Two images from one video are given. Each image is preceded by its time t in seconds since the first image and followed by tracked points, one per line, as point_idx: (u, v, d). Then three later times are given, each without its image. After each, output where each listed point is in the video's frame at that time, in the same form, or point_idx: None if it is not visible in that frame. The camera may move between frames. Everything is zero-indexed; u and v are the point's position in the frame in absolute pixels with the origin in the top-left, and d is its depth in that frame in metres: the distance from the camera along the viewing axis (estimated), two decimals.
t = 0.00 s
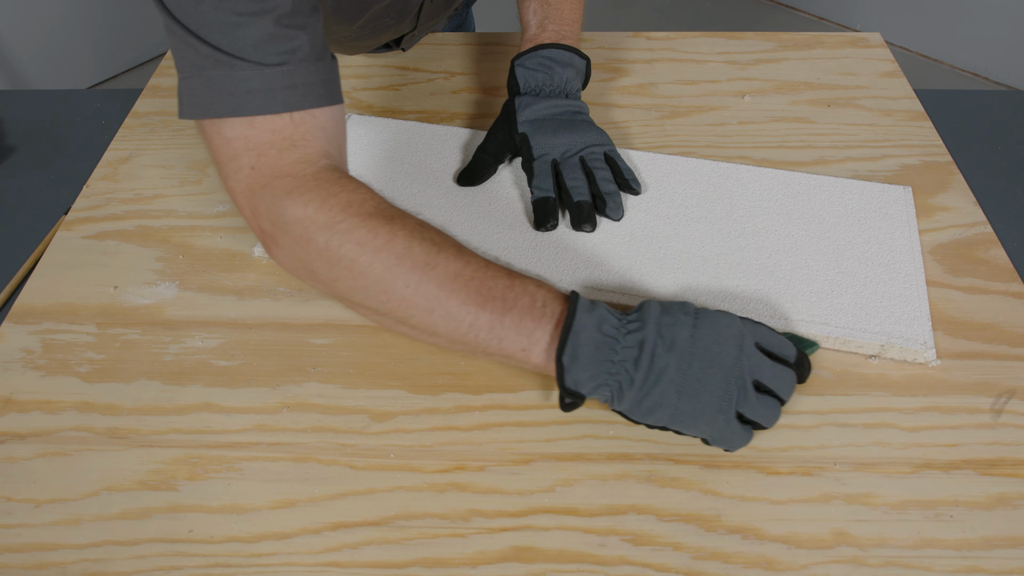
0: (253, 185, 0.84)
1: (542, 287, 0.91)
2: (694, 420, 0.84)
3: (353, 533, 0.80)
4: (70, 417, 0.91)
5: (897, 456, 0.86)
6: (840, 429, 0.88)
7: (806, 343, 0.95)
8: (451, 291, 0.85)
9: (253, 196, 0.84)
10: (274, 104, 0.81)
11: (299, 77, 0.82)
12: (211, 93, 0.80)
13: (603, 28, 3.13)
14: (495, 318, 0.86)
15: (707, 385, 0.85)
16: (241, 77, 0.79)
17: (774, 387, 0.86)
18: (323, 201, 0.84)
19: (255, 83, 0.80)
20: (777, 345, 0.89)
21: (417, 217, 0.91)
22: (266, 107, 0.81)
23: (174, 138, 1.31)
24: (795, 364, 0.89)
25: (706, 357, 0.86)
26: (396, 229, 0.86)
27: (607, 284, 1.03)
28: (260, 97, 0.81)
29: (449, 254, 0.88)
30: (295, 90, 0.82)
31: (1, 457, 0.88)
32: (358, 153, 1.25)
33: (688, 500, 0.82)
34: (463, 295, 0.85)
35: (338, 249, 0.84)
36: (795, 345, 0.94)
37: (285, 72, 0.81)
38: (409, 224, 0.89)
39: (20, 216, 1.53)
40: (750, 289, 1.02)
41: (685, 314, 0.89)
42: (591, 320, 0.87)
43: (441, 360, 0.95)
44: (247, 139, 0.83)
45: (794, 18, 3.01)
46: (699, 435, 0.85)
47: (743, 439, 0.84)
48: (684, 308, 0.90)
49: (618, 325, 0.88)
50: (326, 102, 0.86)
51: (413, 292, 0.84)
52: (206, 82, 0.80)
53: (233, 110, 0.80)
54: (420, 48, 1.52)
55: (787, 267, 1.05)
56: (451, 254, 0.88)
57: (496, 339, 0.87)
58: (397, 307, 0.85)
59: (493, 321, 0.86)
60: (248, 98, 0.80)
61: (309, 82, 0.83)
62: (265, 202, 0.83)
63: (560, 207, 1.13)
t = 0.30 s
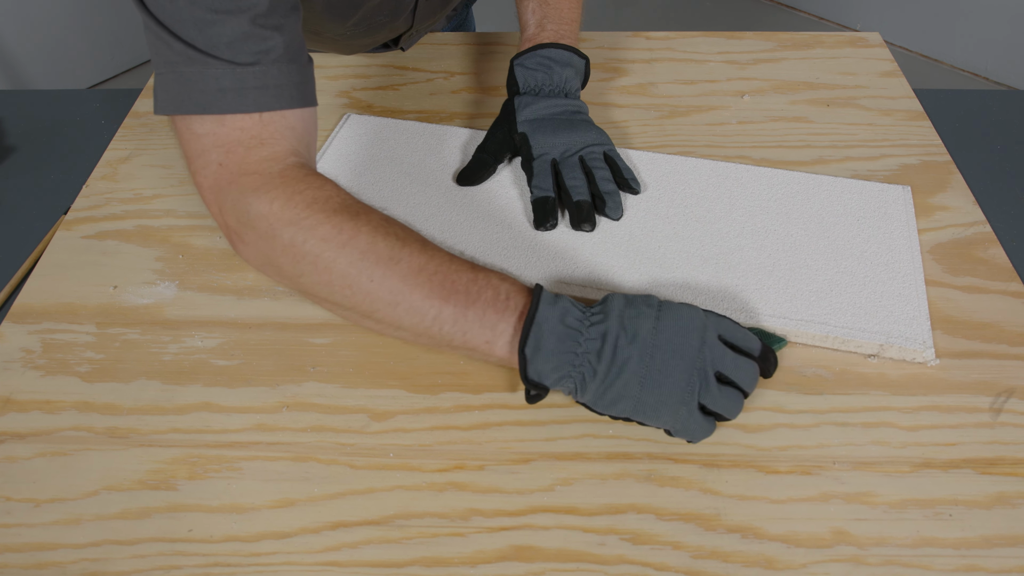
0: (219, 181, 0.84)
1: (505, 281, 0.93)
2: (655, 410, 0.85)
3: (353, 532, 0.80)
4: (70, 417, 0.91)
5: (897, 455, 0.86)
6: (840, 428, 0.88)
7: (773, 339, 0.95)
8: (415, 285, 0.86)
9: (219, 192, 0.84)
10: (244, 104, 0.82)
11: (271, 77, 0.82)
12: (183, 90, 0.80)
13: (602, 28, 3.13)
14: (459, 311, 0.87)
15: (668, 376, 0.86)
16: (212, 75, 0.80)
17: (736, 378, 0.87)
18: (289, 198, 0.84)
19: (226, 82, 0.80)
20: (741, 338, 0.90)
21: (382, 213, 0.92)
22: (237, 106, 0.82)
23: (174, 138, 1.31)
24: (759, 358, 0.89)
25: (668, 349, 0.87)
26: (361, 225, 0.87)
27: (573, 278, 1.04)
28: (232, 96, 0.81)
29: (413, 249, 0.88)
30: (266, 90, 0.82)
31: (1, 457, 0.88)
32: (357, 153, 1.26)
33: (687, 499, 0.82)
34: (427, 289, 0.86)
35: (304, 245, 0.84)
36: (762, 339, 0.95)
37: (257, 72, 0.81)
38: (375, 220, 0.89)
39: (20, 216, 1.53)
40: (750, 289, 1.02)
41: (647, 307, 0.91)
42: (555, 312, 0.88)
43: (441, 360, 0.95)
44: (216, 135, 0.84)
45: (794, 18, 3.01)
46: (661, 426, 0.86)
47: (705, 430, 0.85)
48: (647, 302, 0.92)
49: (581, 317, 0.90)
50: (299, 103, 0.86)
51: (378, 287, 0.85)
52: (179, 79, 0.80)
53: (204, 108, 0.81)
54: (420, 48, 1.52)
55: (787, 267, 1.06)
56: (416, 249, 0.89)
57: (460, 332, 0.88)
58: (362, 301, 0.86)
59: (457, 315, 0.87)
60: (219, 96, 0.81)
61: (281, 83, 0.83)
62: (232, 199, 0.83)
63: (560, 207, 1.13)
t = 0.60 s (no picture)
0: (158, 174, 0.83)
1: (441, 274, 0.93)
2: (588, 401, 0.86)
3: (353, 533, 0.80)
4: (70, 417, 0.91)
5: (897, 456, 0.86)
6: (841, 429, 0.88)
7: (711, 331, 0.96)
8: (349, 278, 0.86)
9: (157, 184, 0.83)
10: (193, 105, 0.82)
11: (221, 80, 0.82)
12: (131, 85, 0.81)
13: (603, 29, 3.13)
14: (392, 303, 0.87)
15: (599, 365, 0.88)
16: (161, 74, 0.80)
17: (667, 366, 0.89)
18: (227, 191, 0.84)
19: (173, 82, 0.80)
20: (674, 327, 0.91)
21: (320, 207, 0.92)
22: (185, 107, 0.82)
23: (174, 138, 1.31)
24: (693, 347, 0.91)
25: (599, 338, 0.89)
26: (297, 219, 0.87)
27: (514, 270, 1.05)
28: (179, 96, 0.81)
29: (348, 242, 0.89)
30: (215, 93, 0.82)
31: (1, 457, 0.88)
32: (357, 152, 1.26)
33: (688, 500, 0.82)
34: (361, 282, 0.87)
35: (240, 238, 0.84)
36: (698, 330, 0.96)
37: (205, 74, 0.81)
38: (312, 213, 0.90)
39: (20, 215, 1.53)
40: (750, 290, 1.02)
41: (580, 298, 0.91)
42: (485, 304, 0.88)
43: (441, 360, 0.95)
44: (160, 129, 0.84)
45: (795, 18, 3.00)
46: (593, 415, 0.87)
47: (637, 420, 0.87)
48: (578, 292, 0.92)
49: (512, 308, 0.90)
50: (250, 108, 0.85)
51: (311, 280, 0.85)
52: (129, 75, 0.80)
53: (152, 106, 0.81)
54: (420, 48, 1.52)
55: (787, 267, 1.05)
56: (351, 242, 0.90)
57: (394, 324, 0.88)
58: (296, 293, 0.86)
59: (391, 307, 0.87)
60: (166, 95, 0.81)
61: (232, 86, 0.83)
62: (169, 191, 0.83)
63: (560, 207, 1.13)
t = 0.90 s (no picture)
0: (104, 164, 0.85)
1: (381, 263, 0.95)
2: (524, 387, 0.88)
3: (353, 533, 0.80)
4: (70, 417, 0.91)
5: (897, 455, 0.86)
6: (840, 428, 0.88)
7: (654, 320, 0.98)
8: (290, 266, 0.88)
9: (102, 174, 0.84)
10: (142, 107, 0.84)
11: (171, 85, 0.84)
12: (80, 83, 0.81)
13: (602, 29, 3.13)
14: (332, 291, 0.89)
15: (536, 352, 0.90)
16: (112, 75, 0.81)
17: (603, 353, 0.91)
18: (172, 182, 0.85)
19: (124, 84, 0.82)
20: (611, 315, 0.93)
21: (264, 197, 0.94)
22: (135, 109, 0.84)
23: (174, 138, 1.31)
24: (634, 336, 0.93)
25: (536, 326, 0.91)
26: (239, 209, 0.88)
27: (459, 260, 1.07)
28: (128, 98, 0.83)
29: (290, 231, 0.90)
30: (165, 97, 0.84)
31: (1, 457, 0.88)
32: (357, 151, 1.26)
33: (688, 499, 0.82)
34: (302, 270, 0.88)
35: (182, 227, 0.85)
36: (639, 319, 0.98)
37: (156, 78, 0.82)
38: (256, 204, 0.91)
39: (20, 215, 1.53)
40: (750, 289, 1.02)
41: (518, 287, 0.94)
42: (424, 292, 0.91)
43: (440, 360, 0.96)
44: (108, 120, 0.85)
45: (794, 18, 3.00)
46: (529, 401, 0.88)
47: (575, 407, 0.88)
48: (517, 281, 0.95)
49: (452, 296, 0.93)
50: (200, 113, 0.87)
51: (252, 268, 0.87)
52: (80, 74, 0.81)
53: (102, 107, 0.83)
54: (419, 47, 1.52)
55: (786, 267, 1.06)
56: (293, 232, 0.91)
57: (334, 311, 0.90)
58: (239, 282, 0.87)
59: (331, 294, 0.89)
60: (116, 98, 0.83)
61: (182, 91, 0.85)
62: (114, 181, 0.84)
63: (560, 207, 1.14)
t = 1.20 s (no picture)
0: (55, 153, 0.85)
1: (329, 254, 0.96)
2: (467, 377, 0.88)
3: (353, 533, 0.80)
4: (70, 417, 0.91)
5: (897, 455, 0.86)
6: (840, 429, 0.88)
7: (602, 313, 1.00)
8: (237, 256, 0.88)
9: (52, 162, 0.85)
10: (97, 107, 0.84)
11: (129, 87, 0.85)
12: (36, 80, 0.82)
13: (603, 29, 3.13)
14: (278, 280, 0.89)
15: (478, 342, 0.90)
16: (70, 75, 0.82)
17: (546, 343, 0.91)
18: (123, 171, 0.86)
19: (82, 84, 0.83)
20: (557, 307, 0.93)
21: (215, 188, 0.95)
22: (91, 109, 0.84)
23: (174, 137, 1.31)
24: (579, 328, 0.94)
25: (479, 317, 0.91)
26: (188, 199, 0.89)
27: (445, 257, 1.07)
28: (85, 98, 0.84)
29: (238, 222, 0.91)
30: (121, 99, 0.85)
31: (1, 457, 0.88)
32: (357, 151, 1.26)
33: (688, 499, 0.82)
34: (249, 260, 0.89)
35: (131, 216, 0.85)
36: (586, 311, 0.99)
37: (115, 79, 0.83)
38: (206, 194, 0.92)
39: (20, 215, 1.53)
40: (750, 289, 1.02)
41: (463, 278, 0.94)
42: (368, 281, 0.91)
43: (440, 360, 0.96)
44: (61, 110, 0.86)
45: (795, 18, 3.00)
46: (471, 391, 0.89)
47: (517, 396, 0.89)
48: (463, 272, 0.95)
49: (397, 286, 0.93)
50: (156, 116, 0.89)
51: (200, 257, 0.87)
52: (39, 72, 0.82)
53: (57, 104, 0.83)
54: (419, 47, 1.52)
55: (787, 267, 1.06)
56: (241, 223, 0.91)
57: (280, 302, 0.90)
58: (185, 271, 0.88)
59: (277, 284, 0.89)
60: (72, 96, 0.83)
61: (139, 94, 0.86)
62: (63, 169, 0.84)
63: (560, 207, 1.14)
